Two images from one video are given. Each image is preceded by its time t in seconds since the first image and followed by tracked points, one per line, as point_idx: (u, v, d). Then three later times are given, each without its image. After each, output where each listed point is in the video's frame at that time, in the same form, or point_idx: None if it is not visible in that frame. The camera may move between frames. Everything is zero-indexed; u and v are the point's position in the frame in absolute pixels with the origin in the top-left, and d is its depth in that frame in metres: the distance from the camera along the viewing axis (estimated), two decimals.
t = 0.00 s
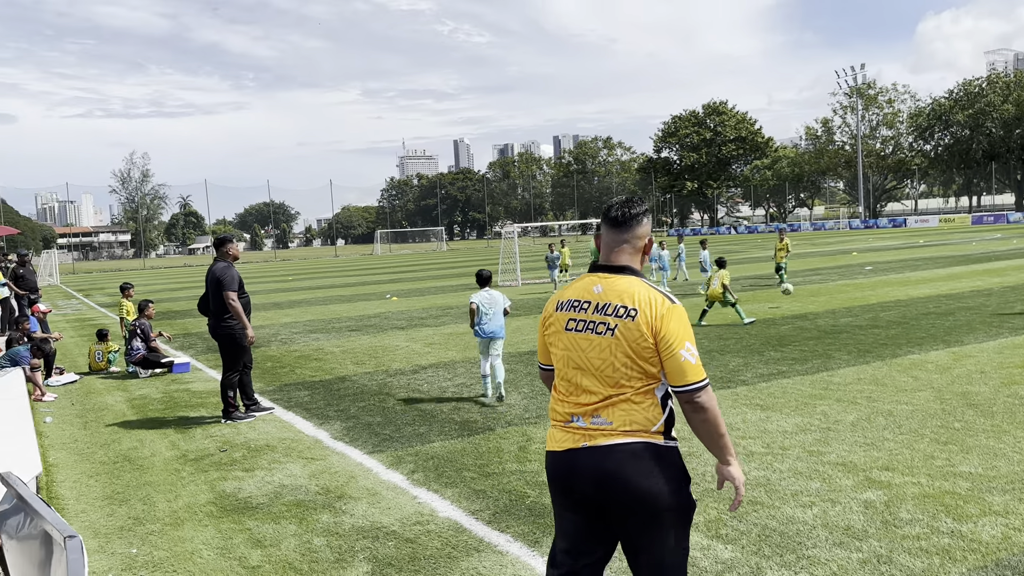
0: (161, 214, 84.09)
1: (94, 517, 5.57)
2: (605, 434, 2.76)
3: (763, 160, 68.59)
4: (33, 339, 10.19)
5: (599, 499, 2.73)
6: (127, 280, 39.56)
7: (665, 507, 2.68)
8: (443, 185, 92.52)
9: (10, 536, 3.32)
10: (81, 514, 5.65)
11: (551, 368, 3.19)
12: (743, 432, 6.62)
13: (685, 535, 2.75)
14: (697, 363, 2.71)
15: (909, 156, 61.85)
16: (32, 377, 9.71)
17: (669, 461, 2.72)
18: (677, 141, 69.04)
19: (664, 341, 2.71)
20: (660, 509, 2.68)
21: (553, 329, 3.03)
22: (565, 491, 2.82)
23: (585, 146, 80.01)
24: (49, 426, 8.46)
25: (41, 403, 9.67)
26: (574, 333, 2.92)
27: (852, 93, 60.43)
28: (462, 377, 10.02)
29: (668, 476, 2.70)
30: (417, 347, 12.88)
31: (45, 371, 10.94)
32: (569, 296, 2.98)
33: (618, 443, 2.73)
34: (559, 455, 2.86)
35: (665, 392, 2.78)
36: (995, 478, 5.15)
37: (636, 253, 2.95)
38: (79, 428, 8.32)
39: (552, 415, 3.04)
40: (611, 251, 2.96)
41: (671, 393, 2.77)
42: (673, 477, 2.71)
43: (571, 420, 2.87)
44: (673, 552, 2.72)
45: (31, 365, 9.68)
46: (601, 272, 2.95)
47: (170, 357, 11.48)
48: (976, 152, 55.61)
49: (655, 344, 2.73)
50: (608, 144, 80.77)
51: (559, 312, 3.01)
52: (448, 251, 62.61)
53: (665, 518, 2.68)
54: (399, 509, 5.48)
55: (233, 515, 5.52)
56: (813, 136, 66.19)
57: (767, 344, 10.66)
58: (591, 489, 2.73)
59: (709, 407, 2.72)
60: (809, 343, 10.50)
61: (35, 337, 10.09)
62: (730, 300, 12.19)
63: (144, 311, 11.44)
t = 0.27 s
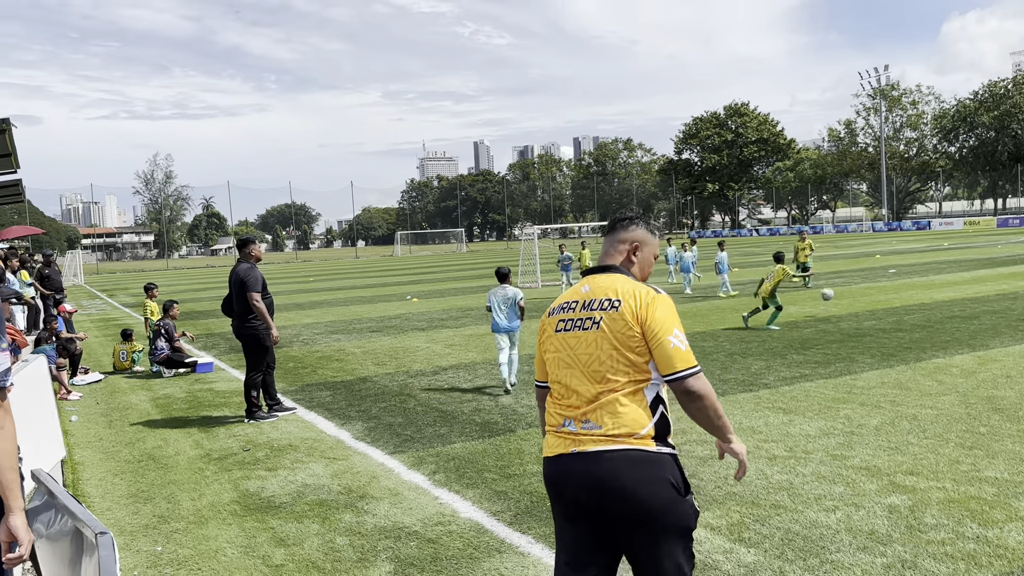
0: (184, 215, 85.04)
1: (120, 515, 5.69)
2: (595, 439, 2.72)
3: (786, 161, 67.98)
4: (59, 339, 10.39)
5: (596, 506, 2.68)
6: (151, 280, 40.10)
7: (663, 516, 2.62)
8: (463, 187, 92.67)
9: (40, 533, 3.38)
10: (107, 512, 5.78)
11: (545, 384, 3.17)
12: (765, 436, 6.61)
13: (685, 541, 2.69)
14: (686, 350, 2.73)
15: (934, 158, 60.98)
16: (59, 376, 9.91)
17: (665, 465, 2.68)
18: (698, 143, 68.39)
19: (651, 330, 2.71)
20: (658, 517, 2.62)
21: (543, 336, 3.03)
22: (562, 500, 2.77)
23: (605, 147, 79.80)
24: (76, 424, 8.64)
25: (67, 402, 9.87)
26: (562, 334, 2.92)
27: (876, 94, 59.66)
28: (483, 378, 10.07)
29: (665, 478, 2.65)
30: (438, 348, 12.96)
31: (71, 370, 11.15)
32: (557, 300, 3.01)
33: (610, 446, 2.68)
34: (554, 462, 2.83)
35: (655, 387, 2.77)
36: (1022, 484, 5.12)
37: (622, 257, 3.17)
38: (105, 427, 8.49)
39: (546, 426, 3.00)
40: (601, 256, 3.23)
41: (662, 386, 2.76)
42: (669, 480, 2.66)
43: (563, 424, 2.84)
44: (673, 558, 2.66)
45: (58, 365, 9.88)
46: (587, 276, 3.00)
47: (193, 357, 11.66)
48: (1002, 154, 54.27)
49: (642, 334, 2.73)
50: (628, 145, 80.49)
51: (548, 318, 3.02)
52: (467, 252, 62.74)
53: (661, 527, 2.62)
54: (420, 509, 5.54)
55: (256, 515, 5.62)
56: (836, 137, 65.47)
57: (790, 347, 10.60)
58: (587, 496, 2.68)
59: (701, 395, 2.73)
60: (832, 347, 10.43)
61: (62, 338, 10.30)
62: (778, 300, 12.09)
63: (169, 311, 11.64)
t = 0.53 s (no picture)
0: (200, 216, 85.75)
1: (135, 514, 5.77)
2: (586, 437, 2.74)
3: (801, 163, 67.57)
4: (76, 339, 10.52)
5: (589, 506, 2.70)
6: (167, 281, 40.50)
7: (653, 519, 2.60)
8: (477, 188, 92.76)
9: (56, 532, 3.43)
10: (123, 511, 5.86)
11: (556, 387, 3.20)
12: (780, 439, 6.59)
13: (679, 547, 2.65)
14: (674, 351, 2.65)
15: (951, 160, 60.42)
16: (75, 376, 10.03)
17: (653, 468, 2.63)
18: (713, 145, 67.84)
19: (638, 328, 2.69)
20: (648, 520, 2.60)
21: (549, 336, 3.08)
22: (562, 499, 2.81)
23: (619, 149, 79.59)
24: (92, 423, 8.75)
25: (84, 401, 10.00)
26: (560, 333, 2.95)
27: (893, 96, 59.15)
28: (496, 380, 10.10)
29: (656, 482, 2.62)
30: (451, 349, 13.00)
31: (88, 369, 11.29)
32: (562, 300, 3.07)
33: (601, 445, 2.69)
34: (553, 462, 2.87)
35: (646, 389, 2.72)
36: None
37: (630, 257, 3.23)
38: (120, 426, 8.59)
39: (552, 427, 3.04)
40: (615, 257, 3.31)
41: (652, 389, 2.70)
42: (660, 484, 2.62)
43: (561, 425, 2.86)
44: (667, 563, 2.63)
45: (74, 364, 10.00)
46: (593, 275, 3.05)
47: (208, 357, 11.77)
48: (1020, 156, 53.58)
49: (629, 332, 2.71)
50: (642, 147, 80.25)
51: (553, 318, 3.08)
52: (481, 254, 62.81)
53: (652, 529, 2.60)
54: (433, 509, 5.57)
55: (270, 514, 5.67)
56: (852, 139, 64.99)
57: (804, 350, 10.55)
58: (580, 496, 2.71)
59: (684, 399, 2.62)
60: (847, 349, 10.36)
61: (79, 338, 10.43)
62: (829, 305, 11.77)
63: (184, 311, 11.75)
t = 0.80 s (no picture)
0: (210, 217, 86.11)
1: (145, 513, 5.81)
2: (591, 446, 2.75)
3: (811, 164, 67.32)
4: (87, 339, 10.61)
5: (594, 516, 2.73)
6: (177, 280, 40.74)
7: (651, 536, 2.57)
8: (486, 189, 92.78)
9: (67, 529, 3.48)
10: (133, 510, 5.90)
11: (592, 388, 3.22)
12: (790, 441, 6.56)
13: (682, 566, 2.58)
14: (673, 364, 2.53)
15: (963, 161, 60.06)
16: (86, 376, 10.11)
17: (650, 483, 2.59)
18: (723, 146, 67.60)
19: (638, 340, 2.62)
20: (645, 533, 2.58)
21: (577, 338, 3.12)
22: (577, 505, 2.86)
23: (629, 149, 79.45)
24: (103, 422, 8.82)
25: (94, 400, 10.08)
26: (579, 339, 2.97)
27: (904, 97, 58.84)
28: (505, 380, 10.11)
29: (655, 499, 2.57)
30: (460, 350, 13.03)
31: (99, 369, 11.37)
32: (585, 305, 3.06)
33: (603, 455, 2.69)
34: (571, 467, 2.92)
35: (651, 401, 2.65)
36: None
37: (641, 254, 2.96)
38: (131, 426, 8.65)
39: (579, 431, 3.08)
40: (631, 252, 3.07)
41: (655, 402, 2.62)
42: (660, 501, 2.58)
43: (576, 430, 2.89)
44: None
45: (85, 364, 10.07)
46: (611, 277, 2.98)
47: (218, 357, 11.83)
48: None
49: (631, 344, 2.66)
50: (652, 147, 80.09)
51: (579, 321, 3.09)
52: (490, 254, 62.83)
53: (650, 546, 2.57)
54: (442, 510, 5.58)
55: (279, 514, 5.70)
56: (863, 140, 64.60)
57: (815, 351, 10.51)
58: (586, 503, 2.75)
59: (679, 416, 2.50)
60: (858, 351, 10.32)
61: (90, 338, 10.51)
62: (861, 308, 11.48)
63: (194, 312, 11.81)
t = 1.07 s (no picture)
0: (217, 217, 86.36)
1: (150, 512, 5.83)
2: (615, 468, 2.74)
3: (818, 164, 67.11)
4: (94, 338, 10.65)
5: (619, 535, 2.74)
6: (184, 280, 40.88)
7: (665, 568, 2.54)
8: (492, 189, 92.78)
9: (71, 530, 3.49)
10: (138, 509, 5.92)
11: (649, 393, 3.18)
12: (796, 441, 6.55)
13: None
14: (679, 398, 2.40)
15: (971, 161, 59.76)
16: (92, 375, 10.15)
17: (663, 513, 2.55)
18: (729, 146, 67.53)
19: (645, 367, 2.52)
20: (658, 562, 2.54)
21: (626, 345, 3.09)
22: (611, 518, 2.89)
23: (635, 150, 79.36)
24: (109, 422, 8.86)
25: (101, 400, 10.12)
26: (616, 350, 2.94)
27: (911, 97, 58.57)
28: (510, 380, 10.10)
29: (671, 531, 2.53)
30: (466, 350, 13.03)
31: (105, 368, 11.41)
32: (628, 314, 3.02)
33: (623, 480, 2.68)
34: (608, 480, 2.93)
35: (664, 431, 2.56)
36: None
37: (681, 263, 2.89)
38: (137, 425, 8.68)
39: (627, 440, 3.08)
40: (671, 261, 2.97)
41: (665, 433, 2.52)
42: (676, 532, 2.53)
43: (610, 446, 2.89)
44: None
45: (91, 363, 10.11)
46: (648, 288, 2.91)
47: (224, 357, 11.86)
48: None
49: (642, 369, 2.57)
50: (658, 148, 79.97)
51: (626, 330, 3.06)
52: (495, 254, 62.84)
53: None
54: (447, 510, 5.58)
55: (284, 514, 5.71)
56: (870, 140, 64.35)
57: (821, 352, 10.47)
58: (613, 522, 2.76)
59: (684, 455, 2.39)
60: (865, 352, 10.28)
61: (96, 338, 10.56)
62: (878, 305, 11.36)
63: (200, 311, 11.84)
